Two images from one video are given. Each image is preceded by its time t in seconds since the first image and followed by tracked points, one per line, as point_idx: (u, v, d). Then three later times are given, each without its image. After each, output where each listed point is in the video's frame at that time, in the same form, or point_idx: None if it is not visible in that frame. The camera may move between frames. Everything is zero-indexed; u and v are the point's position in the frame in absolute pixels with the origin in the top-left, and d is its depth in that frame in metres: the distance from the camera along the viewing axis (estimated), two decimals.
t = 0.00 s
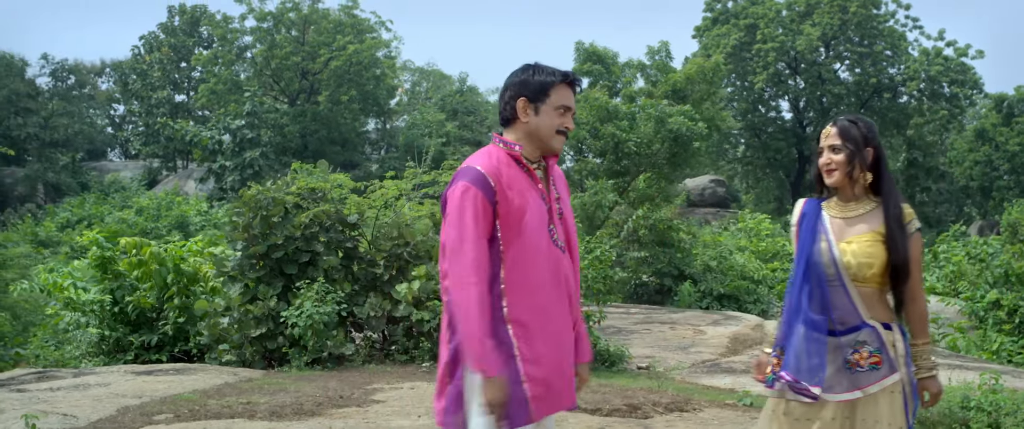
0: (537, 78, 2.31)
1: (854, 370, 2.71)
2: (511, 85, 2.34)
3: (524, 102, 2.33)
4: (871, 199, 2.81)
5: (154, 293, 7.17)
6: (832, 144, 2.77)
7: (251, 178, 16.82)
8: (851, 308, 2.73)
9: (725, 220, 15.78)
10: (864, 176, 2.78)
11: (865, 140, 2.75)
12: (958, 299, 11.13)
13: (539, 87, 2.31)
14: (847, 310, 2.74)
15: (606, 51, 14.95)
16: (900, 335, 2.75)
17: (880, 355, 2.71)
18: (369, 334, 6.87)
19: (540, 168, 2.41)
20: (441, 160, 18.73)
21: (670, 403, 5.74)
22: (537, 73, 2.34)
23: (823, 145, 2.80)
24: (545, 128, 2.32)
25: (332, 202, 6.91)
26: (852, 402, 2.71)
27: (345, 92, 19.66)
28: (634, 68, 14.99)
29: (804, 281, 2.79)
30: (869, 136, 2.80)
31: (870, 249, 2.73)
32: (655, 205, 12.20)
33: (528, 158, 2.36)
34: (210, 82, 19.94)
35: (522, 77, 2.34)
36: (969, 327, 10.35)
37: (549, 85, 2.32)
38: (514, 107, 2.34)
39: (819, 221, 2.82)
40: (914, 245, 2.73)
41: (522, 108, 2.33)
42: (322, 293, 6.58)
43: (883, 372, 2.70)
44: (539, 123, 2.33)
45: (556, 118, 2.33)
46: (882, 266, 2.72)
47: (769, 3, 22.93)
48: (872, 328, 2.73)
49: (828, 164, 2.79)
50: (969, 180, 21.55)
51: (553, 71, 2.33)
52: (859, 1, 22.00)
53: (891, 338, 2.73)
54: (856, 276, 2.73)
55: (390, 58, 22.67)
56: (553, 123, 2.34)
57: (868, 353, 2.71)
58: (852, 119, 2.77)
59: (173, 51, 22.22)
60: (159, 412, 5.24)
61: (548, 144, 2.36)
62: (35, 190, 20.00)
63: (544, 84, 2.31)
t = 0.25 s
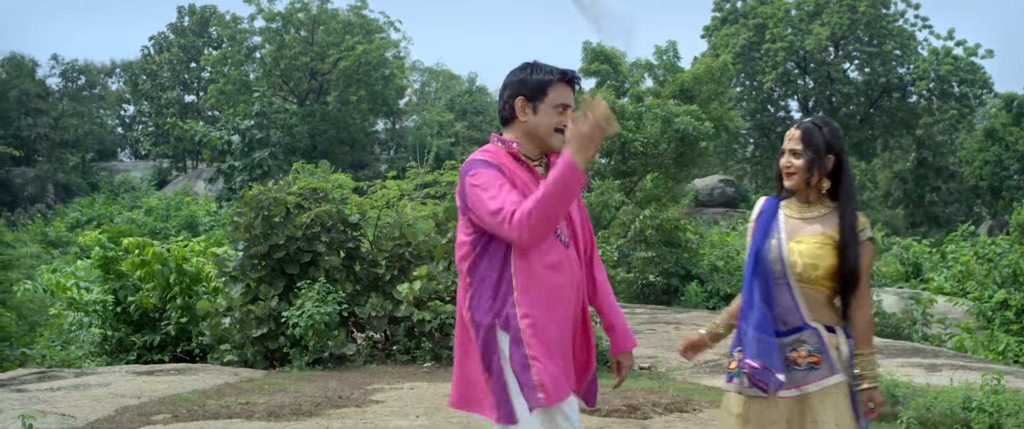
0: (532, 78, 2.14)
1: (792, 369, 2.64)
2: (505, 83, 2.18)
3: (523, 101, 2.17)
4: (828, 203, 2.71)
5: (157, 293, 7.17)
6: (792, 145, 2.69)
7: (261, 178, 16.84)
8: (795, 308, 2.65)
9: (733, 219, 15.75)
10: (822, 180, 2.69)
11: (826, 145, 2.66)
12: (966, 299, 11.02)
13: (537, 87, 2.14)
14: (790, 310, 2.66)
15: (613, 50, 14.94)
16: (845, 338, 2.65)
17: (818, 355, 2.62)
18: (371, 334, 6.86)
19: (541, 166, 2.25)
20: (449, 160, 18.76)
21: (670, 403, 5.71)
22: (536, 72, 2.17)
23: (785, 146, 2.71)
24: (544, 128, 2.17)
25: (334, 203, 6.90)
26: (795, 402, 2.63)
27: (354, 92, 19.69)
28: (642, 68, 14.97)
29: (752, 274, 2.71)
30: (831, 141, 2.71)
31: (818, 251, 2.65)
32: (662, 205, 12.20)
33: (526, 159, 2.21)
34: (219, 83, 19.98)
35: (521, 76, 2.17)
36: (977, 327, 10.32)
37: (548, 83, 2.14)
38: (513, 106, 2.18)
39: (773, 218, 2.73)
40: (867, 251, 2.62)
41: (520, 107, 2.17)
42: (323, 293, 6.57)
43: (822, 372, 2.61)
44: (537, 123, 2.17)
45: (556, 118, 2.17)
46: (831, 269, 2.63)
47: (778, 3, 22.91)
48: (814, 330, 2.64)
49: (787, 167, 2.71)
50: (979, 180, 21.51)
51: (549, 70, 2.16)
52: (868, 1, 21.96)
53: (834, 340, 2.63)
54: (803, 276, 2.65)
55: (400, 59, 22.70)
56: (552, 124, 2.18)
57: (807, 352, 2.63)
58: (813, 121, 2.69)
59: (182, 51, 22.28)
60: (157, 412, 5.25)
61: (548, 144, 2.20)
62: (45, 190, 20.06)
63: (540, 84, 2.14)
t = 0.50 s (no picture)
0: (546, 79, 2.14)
1: (728, 369, 2.57)
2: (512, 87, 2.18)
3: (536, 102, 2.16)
4: (782, 206, 2.63)
5: (159, 294, 7.19)
6: (749, 147, 2.62)
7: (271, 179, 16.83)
8: (736, 309, 2.59)
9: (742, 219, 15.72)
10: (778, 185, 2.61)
11: (779, 148, 2.59)
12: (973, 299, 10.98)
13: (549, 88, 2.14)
14: (734, 310, 2.59)
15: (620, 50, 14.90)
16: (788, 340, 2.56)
17: (754, 356, 2.55)
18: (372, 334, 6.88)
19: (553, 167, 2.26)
20: (458, 160, 18.76)
21: (669, 403, 5.70)
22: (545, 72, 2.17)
23: (742, 149, 2.65)
24: (557, 129, 2.17)
25: (335, 203, 6.90)
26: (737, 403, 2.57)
27: (362, 93, 19.68)
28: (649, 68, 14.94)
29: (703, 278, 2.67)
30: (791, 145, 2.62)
31: (761, 254, 2.57)
32: (668, 205, 12.17)
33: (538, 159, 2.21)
34: (229, 83, 20.02)
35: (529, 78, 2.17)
36: (984, 327, 10.27)
37: (561, 84, 2.15)
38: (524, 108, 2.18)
39: (726, 220, 2.67)
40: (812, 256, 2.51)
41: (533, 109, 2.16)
42: (323, 294, 6.56)
43: (759, 374, 2.54)
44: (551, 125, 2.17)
45: (567, 119, 2.18)
46: (772, 272, 2.55)
47: (787, 3, 22.85)
48: (755, 330, 2.57)
49: (743, 169, 2.64)
50: (989, 180, 21.45)
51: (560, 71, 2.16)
52: (878, 1, 21.90)
53: (776, 342, 2.55)
54: (746, 277, 2.58)
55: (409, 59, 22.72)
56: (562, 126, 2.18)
57: (744, 353, 2.56)
58: (770, 123, 2.61)
59: (192, 52, 22.31)
60: (155, 412, 5.26)
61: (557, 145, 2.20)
62: (55, 190, 20.10)
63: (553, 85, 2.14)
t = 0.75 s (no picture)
0: (567, 77, 2.27)
1: (683, 366, 2.74)
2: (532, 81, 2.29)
3: (555, 101, 2.29)
4: (735, 205, 2.80)
5: (158, 294, 7.20)
6: (706, 146, 2.78)
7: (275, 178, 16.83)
8: (692, 306, 2.75)
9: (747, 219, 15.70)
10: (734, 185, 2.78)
11: (738, 149, 2.75)
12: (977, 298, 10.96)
13: (567, 90, 2.28)
14: (690, 309, 2.75)
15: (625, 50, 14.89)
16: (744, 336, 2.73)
17: (709, 353, 2.72)
18: (370, 333, 6.87)
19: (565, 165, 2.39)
20: (463, 160, 18.75)
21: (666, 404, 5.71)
22: (563, 68, 2.30)
23: (700, 149, 2.82)
24: (576, 129, 2.31)
25: (333, 203, 6.90)
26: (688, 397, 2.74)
27: (367, 93, 19.65)
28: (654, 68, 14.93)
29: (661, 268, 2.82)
30: (749, 146, 2.78)
31: (713, 252, 2.74)
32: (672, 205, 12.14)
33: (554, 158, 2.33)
34: (235, 84, 20.04)
35: (550, 74, 2.29)
36: (988, 327, 10.24)
37: (580, 82, 2.29)
38: (545, 106, 2.30)
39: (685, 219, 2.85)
40: (765, 251, 2.69)
41: (553, 107, 2.29)
42: (321, 293, 6.57)
43: (714, 371, 2.71)
44: (569, 125, 2.30)
45: (584, 118, 2.32)
46: (724, 269, 2.72)
47: (792, 2, 22.83)
48: (711, 327, 2.73)
49: (701, 168, 2.81)
50: (996, 180, 21.39)
51: (582, 68, 2.30)
52: None
53: (732, 339, 2.71)
54: (700, 275, 2.74)
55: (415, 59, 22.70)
56: (580, 122, 2.32)
57: (699, 350, 2.73)
58: (729, 123, 2.76)
59: (198, 52, 22.33)
60: (149, 413, 5.25)
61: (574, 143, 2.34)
62: (62, 190, 20.13)
63: (573, 85, 2.28)
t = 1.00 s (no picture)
0: (576, 80, 2.33)
1: (655, 363, 2.73)
2: (540, 81, 2.35)
3: (563, 104, 2.35)
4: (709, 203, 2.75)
5: (158, 294, 7.20)
6: (679, 144, 2.71)
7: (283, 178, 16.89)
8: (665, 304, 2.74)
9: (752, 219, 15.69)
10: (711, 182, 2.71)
11: (712, 150, 2.68)
12: (982, 298, 10.96)
13: (577, 92, 2.34)
14: (664, 306, 2.74)
15: (630, 50, 14.88)
16: (717, 335, 2.70)
17: (677, 350, 2.70)
18: (370, 334, 6.86)
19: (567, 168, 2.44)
20: (470, 160, 18.78)
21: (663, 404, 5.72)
22: (571, 70, 2.36)
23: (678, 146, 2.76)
24: (580, 130, 2.36)
25: (332, 202, 6.89)
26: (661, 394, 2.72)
27: (374, 93, 19.64)
28: (658, 68, 14.93)
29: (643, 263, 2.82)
30: (727, 143, 2.71)
31: (681, 248, 2.72)
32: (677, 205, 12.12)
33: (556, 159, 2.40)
34: (242, 84, 20.07)
35: (562, 74, 2.35)
36: (993, 327, 10.22)
37: (589, 87, 2.35)
38: (552, 108, 2.36)
39: (665, 216, 2.84)
40: (727, 248, 2.62)
41: (560, 110, 2.35)
42: (320, 294, 6.56)
43: (684, 369, 2.68)
44: (575, 127, 2.36)
45: (591, 121, 2.38)
46: (690, 265, 2.69)
47: (799, 2, 22.81)
48: (682, 324, 2.71)
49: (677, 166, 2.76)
50: (1004, 179, 21.35)
51: (591, 73, 2.36)
52: None
53: (703, 338, 2.68)
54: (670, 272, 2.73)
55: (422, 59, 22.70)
56: (586, 125, 2.38)
57: (668, 347, 2.71)
58: (703, 121, 2.69)
59: (205, 52, 22.37)
60: (144, 413, 5.24)
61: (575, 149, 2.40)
62: (69, 191, 20.17)
63: (581, 89, 2.34)
